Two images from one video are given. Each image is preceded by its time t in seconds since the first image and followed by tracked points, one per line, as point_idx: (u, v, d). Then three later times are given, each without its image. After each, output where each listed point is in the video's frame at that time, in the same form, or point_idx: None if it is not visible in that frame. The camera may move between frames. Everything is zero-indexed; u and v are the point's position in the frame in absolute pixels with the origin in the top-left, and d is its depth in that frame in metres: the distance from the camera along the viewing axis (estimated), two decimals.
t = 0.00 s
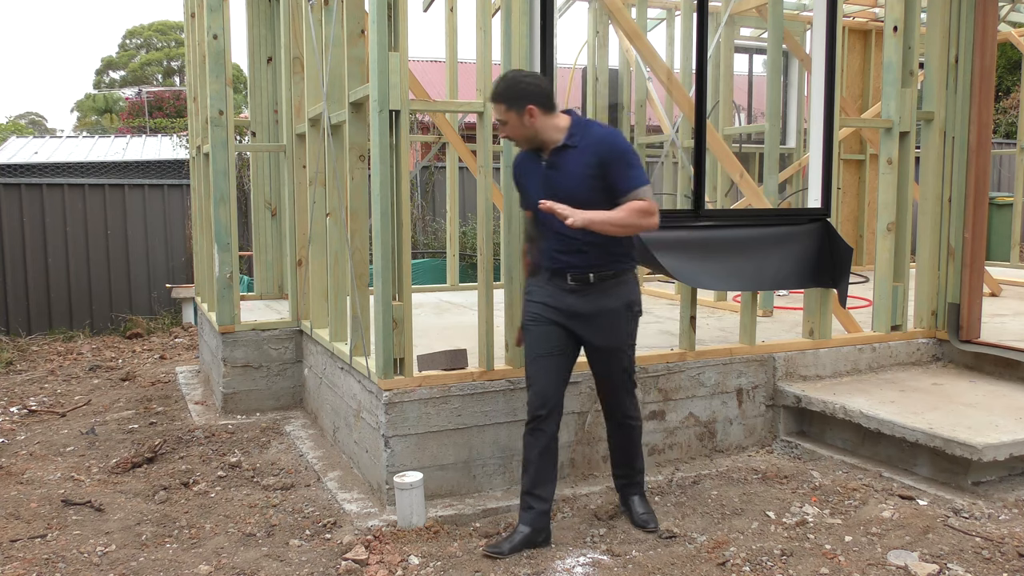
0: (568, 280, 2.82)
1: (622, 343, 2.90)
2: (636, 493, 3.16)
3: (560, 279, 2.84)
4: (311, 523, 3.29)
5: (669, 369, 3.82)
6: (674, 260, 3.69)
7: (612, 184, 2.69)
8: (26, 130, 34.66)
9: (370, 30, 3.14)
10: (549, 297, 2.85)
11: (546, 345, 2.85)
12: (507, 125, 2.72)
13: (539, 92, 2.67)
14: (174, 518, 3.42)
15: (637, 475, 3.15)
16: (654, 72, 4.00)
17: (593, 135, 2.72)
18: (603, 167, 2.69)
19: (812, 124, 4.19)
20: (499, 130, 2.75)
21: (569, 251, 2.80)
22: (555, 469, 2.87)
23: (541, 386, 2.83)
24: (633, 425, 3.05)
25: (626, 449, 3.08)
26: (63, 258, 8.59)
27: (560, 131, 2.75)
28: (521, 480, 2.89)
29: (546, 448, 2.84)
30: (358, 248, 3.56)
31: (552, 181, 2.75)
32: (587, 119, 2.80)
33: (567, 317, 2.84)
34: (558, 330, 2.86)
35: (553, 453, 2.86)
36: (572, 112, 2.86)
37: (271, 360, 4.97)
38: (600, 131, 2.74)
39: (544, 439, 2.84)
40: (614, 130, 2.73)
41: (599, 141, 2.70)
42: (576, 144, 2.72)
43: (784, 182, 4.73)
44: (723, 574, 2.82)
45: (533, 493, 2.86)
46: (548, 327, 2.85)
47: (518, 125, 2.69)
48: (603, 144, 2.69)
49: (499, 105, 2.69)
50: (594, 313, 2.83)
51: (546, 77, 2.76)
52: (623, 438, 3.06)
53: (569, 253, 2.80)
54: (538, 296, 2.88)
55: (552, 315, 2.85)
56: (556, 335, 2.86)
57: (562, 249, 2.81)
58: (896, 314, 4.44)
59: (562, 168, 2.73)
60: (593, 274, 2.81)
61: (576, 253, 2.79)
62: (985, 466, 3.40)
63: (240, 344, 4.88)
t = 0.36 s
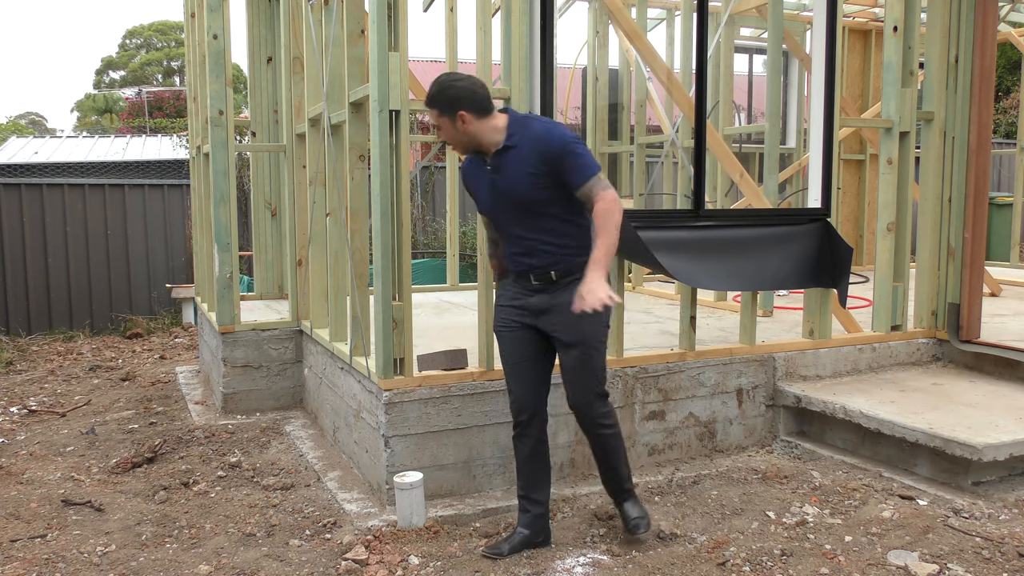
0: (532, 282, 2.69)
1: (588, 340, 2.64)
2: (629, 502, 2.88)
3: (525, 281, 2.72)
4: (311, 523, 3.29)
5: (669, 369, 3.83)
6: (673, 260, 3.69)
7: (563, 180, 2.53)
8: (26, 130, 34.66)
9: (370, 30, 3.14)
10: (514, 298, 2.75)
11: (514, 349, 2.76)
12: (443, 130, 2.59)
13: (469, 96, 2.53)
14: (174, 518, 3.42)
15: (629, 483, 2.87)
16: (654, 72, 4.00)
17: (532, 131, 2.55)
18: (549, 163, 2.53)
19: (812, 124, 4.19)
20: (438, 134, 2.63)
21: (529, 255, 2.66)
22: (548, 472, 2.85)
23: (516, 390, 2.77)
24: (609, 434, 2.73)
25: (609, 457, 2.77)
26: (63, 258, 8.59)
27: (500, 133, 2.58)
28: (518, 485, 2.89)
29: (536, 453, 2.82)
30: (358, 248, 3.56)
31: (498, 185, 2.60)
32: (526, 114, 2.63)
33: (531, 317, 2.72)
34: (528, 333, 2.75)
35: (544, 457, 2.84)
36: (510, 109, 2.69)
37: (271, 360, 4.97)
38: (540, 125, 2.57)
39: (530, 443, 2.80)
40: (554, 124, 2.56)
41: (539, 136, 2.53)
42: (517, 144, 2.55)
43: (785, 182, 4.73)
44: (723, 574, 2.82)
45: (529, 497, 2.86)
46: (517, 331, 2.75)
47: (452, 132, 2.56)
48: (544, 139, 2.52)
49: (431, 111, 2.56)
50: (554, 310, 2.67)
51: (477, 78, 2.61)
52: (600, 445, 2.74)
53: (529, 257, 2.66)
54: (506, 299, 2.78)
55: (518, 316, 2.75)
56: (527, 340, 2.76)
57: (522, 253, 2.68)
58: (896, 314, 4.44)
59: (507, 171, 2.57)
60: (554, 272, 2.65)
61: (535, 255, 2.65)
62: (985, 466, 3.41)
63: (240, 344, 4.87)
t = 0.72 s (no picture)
0: (524, 283, 2.65)
1: (573, 338, 2.56)
2: (576, 542, 2.58)
3: (517, 283, 2.69)
4: (311, 523, 3.29)
5: (669, 369, 3.83)
6: (672, 259, 3.69)
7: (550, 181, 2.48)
8: (26, 130, 34.66)
9: (370, 30, 3.14)
10: (506, 299, 2.73)
11: (509, 350, 2.74)
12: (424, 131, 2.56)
13: (448, 99, 2.49)
14: (174, 517, 3.42)
15: (587, 519, 2.58)
16: (654, 72, 4.00)
17: (516, 133, 2.50)
18: (534, 166, 2.47)
19: (812, 124, 4.19)
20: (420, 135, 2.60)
21: (520, 258, 2.62)
22: (547, 474, 2.82)
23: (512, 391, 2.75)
24: (584, 443, 2.57)
25: (576, 474, 2.57)
26: (63, 258, 8.59)
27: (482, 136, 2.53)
28: (518, 486, 2.88)
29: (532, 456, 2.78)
30: (358, 248, 3.57)
31: (484, 189, 2.56)
32: (509, 114, 2.57)
33: (522, 317, 2.68)
34: (523, 333, 2.72)
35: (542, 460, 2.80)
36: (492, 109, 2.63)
37: (271, 360, 4.97)
38: (523, 126, 2.51)
39: (527, 444, 2.77)
40: (537, 123, 2.50)
41: (523, 139, 2.48)
42: (500, 147, 2.50)
43: (785, 182, 4.74)
44: (723, 574, 2.81)
45: (528, 498, 2.85)
46: (512, 332, 2.73)
47: (432, 134, 2.53)
48: (528, 142, 2.47)
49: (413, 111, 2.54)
50: (541, 309, 2.61)
51: (456, 79, 2.55)
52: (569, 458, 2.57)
53: (520, 260, 2.63)
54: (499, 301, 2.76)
55: (510, 317, 2.72)
56: (523, 341, 2.72)
57: (513, 257, 2.64)
58: (896, 314, 4.44)
59: (492, 175, 2.52)
60: (543, 272, 2.60)
61: (526, 258, 2.61)
62: (985, 466, 3.41)
63: (240, 344, 4.87)
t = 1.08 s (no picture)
0: (527, 287, 2.64)
1: (571, 351, 2.53)
2: (569, 554, 2.59)
3: (520, 285, 2.68)
4: (311, 523, 3.29)
5: (669, 369, 3.83)
6: (672, 260, 3.69)
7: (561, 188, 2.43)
8: (26, 130, 34.66)
9: (370, 30, 3.14)
10: (509, 303, 2.71)
11: (510, 354, 2.72)
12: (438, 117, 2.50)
13: (467, 89, 2.42)
14: (174, 517, 3.42)
15: (581, 533, 2.59)
16: (654, 72, 4.00)
17: (532, 133, 2.45)
18: (545, 169, 2.43)
19: (812, 124, 4.19)
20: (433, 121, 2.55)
21: (524, 261, 2.61)
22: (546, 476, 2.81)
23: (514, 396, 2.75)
24: (585, 457, 2.56)
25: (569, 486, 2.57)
26: (63, 259, 8.59)
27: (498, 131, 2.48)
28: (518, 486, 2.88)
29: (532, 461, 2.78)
30: (358, 248, 3.57)
31: (494, 188, 2.53)
32: (530, 112, 2.52)
33: (523, 323, 2.66)
34: (524, 338, 2.70)
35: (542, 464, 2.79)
36: (513, 105, 2.58)
37: (271, 360, 4.97)
38: (541, 127, 2.46)
39: (527, 448, 2.77)
40: (556, 127, 2.44)
41: (538, 141, 2.43)
42: (514, 146, 2.46)
43: (785, 181, 4.74)
44: (723, 574, 2.81)
45: (528, 499, 2.85)
46: (513, 337, 2.72)
47: (447, 124, 2.47)
48: (542, 145, 2.42)
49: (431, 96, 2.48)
50: (541, 317, 2.59)
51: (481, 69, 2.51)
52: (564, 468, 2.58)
53: (523, 263, 2.62)
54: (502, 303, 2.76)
55: (512, 322, 2.71)
56: (524, 347, 2.71)
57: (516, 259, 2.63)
58: (896, 314, 4.44)
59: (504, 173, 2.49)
60: (546, 279, 2.58)
61: (530, 261, 2.60)
62: (985, 466, 3.41)
63: (240, 345, 4.87)
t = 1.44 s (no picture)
0: (537, 288, 2.63)
1: (582, 356, 2.53)
2: (569, 555, 2.59)
3: (530, 285, 2.67)
4: (311, 523, 3.29)
5: (669, 369, 3.83)
6: (673, 260, 3.69)
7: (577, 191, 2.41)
8: (26, 130, 34.67)
9: (370, 30, 3.14)
10: (517, 304, 2.70)
11: (516, 356, 2.71)
12: (458, 104, 2.48)
13: (489, 80, 2.42)
14: (175, 518, 3.42)
15: (583, 535, 2.60)
16: (654, 72, 4.00)
17: (551, 134, 2.41)
18: (562, 171, 2.40)
19: (812, 124, 4.19)
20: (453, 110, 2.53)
21: (534, 261, 2.60)
22: (541, 475, 2.82)
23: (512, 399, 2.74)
24: (594, 462, 2.57)
25: (574, 489, 2.57)
26: (63, 259, 8.59)
27: (516, 127, 2.46)
28: (512, 487, 2.86)
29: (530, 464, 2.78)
30: (358, 248, 3.57)
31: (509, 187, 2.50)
32: (549, 111, 2.48)
33: (532, 325, 2.66)
34: (531, 341, 2.69)
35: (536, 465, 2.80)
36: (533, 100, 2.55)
37: (271, 360, 4.97)
38: (561, 128, 2.42)
39: (523, 451, 2.77)
40: (577, 128, 2.40)
41: (556, 141, 2.39)
42: (531, 145, 2.43)
43: (784, 181, 4.74)
44: (723, 574, 2.81)
45: (522, 499, 2.83)
46: (520, 339, 2.70)
47: (465, 113, 2.46)
48: (560, 147, 2.38)
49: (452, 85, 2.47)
50: (551, 321, 2.58)
51: (504, 61, 2.48)
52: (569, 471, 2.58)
53: (534, 263, 2.61)
54: (510, 304, 2.75)
55: (520, 323, 2.70)
56: (531, 349, 2.70)
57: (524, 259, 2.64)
58: (896, 314, 4.44)
59: (519, 172, 2.46)
60: (556, 281, 2.58)
61: (540, 261, 2.59)
62: (985, 466, 3.41)
63: (240, 345, 4.87)
